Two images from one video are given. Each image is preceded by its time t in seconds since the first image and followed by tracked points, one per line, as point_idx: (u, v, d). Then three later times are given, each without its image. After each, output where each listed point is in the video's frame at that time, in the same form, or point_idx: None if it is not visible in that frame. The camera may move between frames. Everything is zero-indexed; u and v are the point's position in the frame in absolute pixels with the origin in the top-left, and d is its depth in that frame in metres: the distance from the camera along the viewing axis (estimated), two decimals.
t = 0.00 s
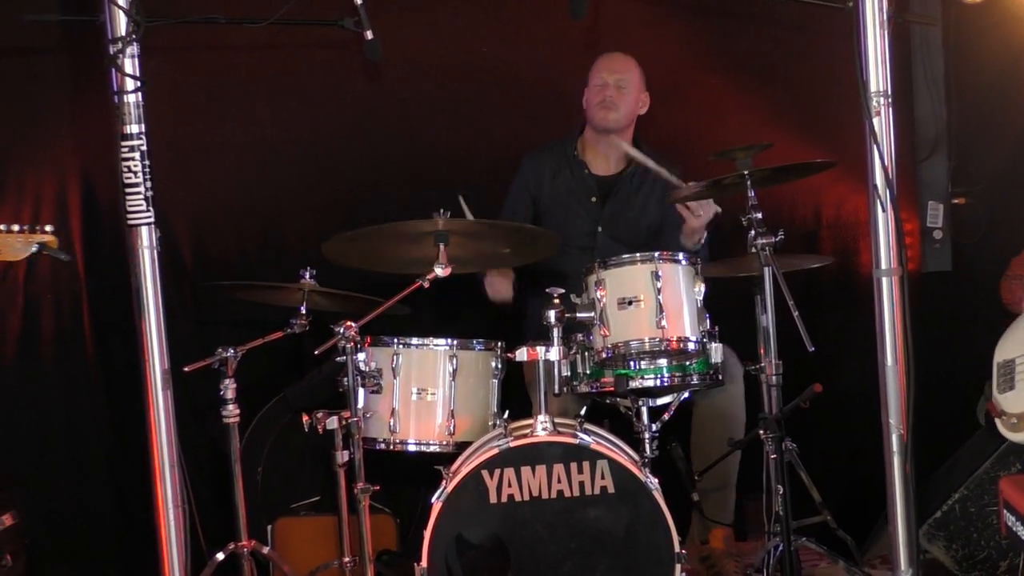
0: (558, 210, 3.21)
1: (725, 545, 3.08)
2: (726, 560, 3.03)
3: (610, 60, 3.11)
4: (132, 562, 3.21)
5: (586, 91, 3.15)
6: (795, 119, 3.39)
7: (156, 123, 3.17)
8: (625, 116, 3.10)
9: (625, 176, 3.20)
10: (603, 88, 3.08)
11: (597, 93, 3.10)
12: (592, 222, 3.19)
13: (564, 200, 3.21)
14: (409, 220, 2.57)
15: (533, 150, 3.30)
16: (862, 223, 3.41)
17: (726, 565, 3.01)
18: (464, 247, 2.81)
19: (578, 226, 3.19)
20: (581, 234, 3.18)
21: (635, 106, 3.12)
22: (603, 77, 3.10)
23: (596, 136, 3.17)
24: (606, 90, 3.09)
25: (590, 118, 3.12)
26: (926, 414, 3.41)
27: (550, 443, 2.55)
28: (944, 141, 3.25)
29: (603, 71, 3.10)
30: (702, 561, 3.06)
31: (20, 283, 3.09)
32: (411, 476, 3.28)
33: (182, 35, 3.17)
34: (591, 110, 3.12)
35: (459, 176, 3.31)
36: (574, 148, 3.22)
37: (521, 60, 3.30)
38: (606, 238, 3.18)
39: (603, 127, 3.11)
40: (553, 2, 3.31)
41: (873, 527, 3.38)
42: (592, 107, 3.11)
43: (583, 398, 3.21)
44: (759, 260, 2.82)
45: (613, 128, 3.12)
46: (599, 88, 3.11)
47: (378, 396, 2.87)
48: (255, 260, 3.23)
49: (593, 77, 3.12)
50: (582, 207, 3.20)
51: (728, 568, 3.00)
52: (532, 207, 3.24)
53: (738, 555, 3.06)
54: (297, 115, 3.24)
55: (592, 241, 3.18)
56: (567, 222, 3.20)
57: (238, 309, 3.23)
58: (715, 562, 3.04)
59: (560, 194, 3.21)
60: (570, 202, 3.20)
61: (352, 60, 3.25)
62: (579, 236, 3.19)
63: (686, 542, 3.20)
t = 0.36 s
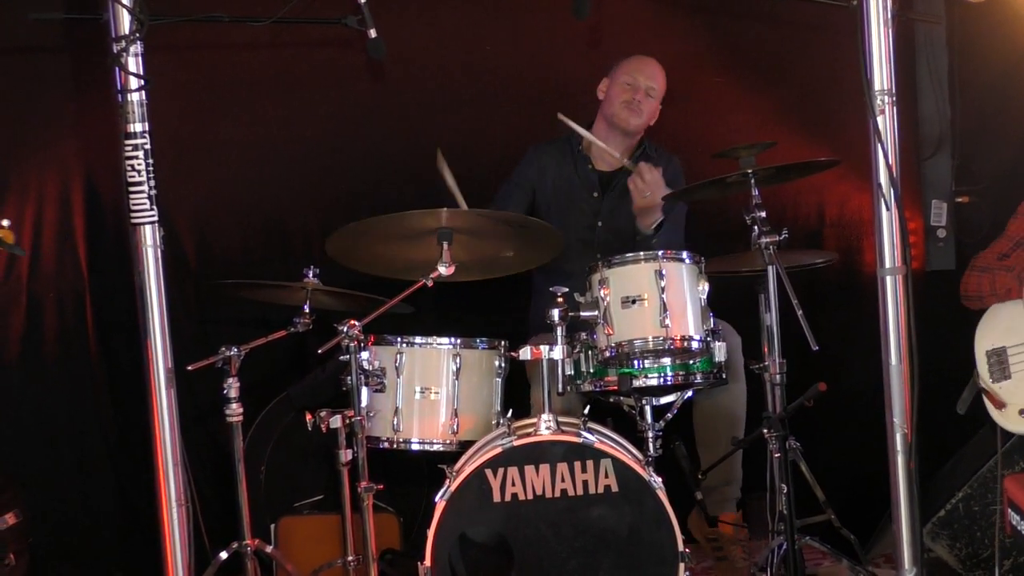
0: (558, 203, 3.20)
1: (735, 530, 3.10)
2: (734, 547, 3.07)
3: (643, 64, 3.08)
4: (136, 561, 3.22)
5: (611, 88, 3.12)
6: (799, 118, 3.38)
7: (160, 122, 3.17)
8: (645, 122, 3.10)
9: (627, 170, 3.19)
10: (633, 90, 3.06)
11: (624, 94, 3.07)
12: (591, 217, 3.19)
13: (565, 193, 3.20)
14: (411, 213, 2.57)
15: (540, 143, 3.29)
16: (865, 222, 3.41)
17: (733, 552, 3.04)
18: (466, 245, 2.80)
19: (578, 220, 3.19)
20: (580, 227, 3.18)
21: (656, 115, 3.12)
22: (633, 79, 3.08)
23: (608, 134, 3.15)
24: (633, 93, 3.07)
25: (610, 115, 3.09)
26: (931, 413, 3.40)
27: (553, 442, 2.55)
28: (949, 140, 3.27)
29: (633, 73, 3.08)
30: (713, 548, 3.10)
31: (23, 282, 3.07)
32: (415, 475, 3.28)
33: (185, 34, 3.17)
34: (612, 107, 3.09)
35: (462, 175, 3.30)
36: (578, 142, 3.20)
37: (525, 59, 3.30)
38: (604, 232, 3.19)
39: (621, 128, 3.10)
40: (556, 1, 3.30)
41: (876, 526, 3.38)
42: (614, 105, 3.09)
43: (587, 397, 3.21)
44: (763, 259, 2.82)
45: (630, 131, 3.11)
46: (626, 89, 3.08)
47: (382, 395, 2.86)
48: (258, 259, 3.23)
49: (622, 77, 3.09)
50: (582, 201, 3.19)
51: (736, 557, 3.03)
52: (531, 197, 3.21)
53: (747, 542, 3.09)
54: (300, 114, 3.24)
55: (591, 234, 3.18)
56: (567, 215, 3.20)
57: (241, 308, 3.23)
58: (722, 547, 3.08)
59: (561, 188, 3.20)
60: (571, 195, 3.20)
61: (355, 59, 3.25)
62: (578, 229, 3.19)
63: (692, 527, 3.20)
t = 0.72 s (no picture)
0: (555, 205, 3.17)
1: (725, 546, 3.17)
2: (728, 563, 3.10)
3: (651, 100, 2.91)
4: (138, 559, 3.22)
5: (617, 108, 2.99)
6: (801, 118, 3.38)
7: (162, 120, 3.17)
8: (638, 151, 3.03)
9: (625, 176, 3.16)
10: (631, 125, 2.95)
11: (623, 124, 2.97)
12: (587, 221, 3.17)
13: (563, 197, 3.17)
14: (413, 209, 2.56)
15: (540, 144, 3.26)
16: (868, 223, 3.41)
17: (727, 566, 3.08)
18: (469, 244, 2.79)
19: (573, 223, 3.17)
20: (576, 231, 3.17)
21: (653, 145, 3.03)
22: (636, 113, 2.94)
23: (600, 148, 3.11)
24: (632, 127, 2.96)
25: (605, 136, 3.03)
26: (933, 414, 3.40)
27: (555, 442, 2.54)
28: (952, 141, 3.26)
29: (639, 106, 2.92)
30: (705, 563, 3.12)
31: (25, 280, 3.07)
32: (416, 474, 3.28)
33: (188, 32, 3.16)
34: (609, 130, 3.01)
35: (464, 174, 3.30)
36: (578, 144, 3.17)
37: (528, 58, 3.30)
38: (600, 238, 3.18)
39: (612, 152, 3.05)
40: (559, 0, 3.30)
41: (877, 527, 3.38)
42: (613, 129, 3.00)
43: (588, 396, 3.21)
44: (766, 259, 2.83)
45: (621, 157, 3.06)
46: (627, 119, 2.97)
47: (383, 394, 2.86)
48: (260, 257, 3.23)
49: (629, 106, 2.94)
50: (576, 205, 3.17)
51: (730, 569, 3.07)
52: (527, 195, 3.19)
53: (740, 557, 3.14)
54: (302, 112, 3.24)
55: (586, 238, 3.18)
56: (563, 217, 3.18)
57: (242, 306, 3.23)
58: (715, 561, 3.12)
59: (558, 189, 3.17)
60: (566, 197, 3.17)
61: (358, 58, 3.24)
62: (575, 232, 3.17)
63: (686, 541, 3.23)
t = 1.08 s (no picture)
0: (558, 208, 3.17)
1: (734, 543, 3.16)
2: (733, 560, 3.10)
3: (645, 99, 2.87)
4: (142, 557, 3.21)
5: (614, 108, 2.97)
6: (806, 118, 3.38)
7: (167, 116, 3.17)
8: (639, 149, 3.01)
9: (627, 172, 3.14)
10: (628, 121, 2.92)
11: (619, 125, 2.95)
12: (594, 222, 3.15)
13: (567, 200, 3.16)
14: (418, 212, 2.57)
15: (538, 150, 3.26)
16: (872, 223, 3.40)
17: (732, 564, 3.08)
18: (472, 242, 2.80)
19: (579, 225, 3.16)
20: (582, 233, 3.15)
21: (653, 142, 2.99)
22: (632, 112, 2.91)
23: (601, 149, 3.10)
24: (629, 126, 2.94)
25: (603, 137, 3.03)
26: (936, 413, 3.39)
27: (558, 440, 2.55)
28: (956, 142, 3.22)
29: (633, 104, 2.89)
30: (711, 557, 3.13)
31: (29, 276, 2.98)
32: (419, 472, 3.27)
33: (193, 29, 3.17)
34: (608, 131, 3.00)
35: (469, 173, 3.30)
36: (575, 147, 3.17)
37: (532, 57, 3.30)
38: (608, 237, 3.15)
39: (612, 153, 3.04)
40: None
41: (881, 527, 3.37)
42: (611, 129, 2.99)
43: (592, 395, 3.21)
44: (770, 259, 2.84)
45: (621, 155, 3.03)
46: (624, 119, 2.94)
47: (386, 392, 2.86)
48: (264, 254, 3.22)
49: (624, 105, 2.92)
50: (580, 207, 3.16)
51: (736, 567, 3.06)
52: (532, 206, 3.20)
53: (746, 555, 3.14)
54: (306, 109, 3.24)
55: (593, 239, 3.15)
56: (568, 220, 3.16)
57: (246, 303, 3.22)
58: (721, 558, 3.12)
59: (560, 193, 3.16)
60: (569, 200, 3.16)
61: (363, 56, 3.25)
62: (581, 234, 3.16)
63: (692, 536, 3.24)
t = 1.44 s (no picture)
0: (571, 212, 3.14)
1: (742, 531, 3.20)
2: (742, 549, 3.15)
3: (647, 72, 3.04)
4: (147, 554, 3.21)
5: (617, 98, 3.07)
6: (813, 118, 3.38)
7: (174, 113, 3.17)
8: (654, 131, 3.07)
9: (641, 176, 3.15)
10: (643, 100, 3.02)
11: (633, 106, 3.03)
12: (608, 225, 3.13)
13: (580, 203, 3.14)
14: (425, 207, 2.58)
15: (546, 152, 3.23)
16: (879, 223, 3.40)
17: (740, 553, 3.14)
18: (480, 240, 2.80)
19: (593, 228, 3.13)
20: (596, 236, 3.11)
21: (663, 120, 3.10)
22: (640, 89, 3.04)
23: (616, 147, 3.12)
24: (642, 104, 3.03)
25: (619, 128, 3.05)
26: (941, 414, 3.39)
27: (564, 439, 2.55)
28: (963, 142, 3.29)
29: (639, 80, 3.05)
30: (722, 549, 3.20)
31: (35, 271, 3.09)
32: (424, 470, 3.27)
33: (200, 26, 3.16)
34: (620, 121, 3.04)
35: (476, 172, 3.30)
36: (584, 150, 3.17)
37: (539, 56, 3.29)
38: (622, 240, 3.12)
39: (631, 142, 3.05)
40: None
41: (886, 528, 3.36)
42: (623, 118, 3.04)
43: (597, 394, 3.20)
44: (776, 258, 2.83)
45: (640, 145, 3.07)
46: (634, 101, 3.04)
47: (393, 390, 2.87)
48: (270, 250, 3.22)
49: (629, 87, 3.05)
50: (595, 209, 3.13)
51: (744, 557, 3.10)
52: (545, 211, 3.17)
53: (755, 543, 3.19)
54: (313, 107, 3.24)
55: (607, 242, 3.12)
56: (581, 223, 3.14)
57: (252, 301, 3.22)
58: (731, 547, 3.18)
59: (573, 194, 3.13)
60: (582, 203, 3.14)
61: (370, 54, 3.24)
62: (595, 237, 3.12)
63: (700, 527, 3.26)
